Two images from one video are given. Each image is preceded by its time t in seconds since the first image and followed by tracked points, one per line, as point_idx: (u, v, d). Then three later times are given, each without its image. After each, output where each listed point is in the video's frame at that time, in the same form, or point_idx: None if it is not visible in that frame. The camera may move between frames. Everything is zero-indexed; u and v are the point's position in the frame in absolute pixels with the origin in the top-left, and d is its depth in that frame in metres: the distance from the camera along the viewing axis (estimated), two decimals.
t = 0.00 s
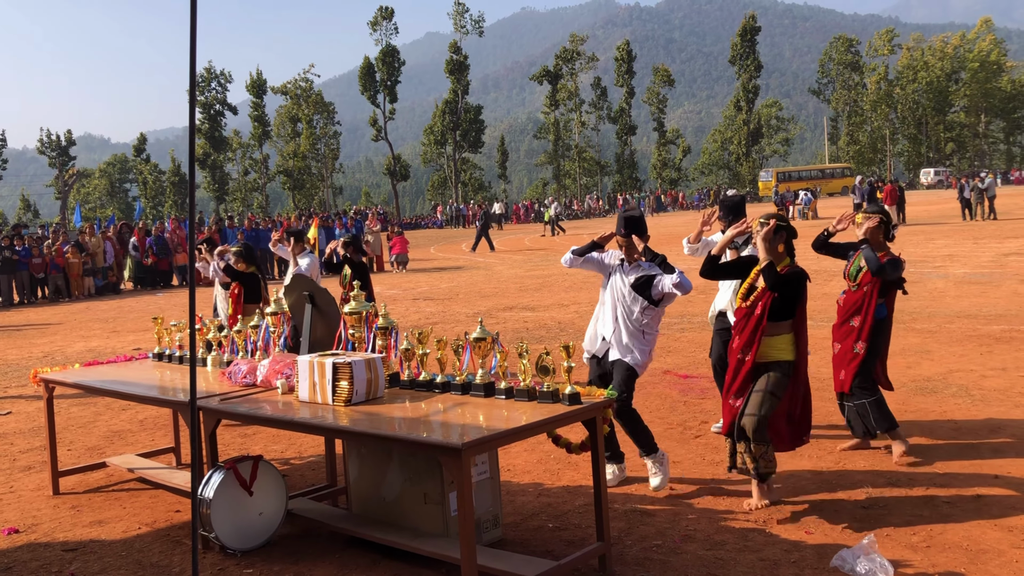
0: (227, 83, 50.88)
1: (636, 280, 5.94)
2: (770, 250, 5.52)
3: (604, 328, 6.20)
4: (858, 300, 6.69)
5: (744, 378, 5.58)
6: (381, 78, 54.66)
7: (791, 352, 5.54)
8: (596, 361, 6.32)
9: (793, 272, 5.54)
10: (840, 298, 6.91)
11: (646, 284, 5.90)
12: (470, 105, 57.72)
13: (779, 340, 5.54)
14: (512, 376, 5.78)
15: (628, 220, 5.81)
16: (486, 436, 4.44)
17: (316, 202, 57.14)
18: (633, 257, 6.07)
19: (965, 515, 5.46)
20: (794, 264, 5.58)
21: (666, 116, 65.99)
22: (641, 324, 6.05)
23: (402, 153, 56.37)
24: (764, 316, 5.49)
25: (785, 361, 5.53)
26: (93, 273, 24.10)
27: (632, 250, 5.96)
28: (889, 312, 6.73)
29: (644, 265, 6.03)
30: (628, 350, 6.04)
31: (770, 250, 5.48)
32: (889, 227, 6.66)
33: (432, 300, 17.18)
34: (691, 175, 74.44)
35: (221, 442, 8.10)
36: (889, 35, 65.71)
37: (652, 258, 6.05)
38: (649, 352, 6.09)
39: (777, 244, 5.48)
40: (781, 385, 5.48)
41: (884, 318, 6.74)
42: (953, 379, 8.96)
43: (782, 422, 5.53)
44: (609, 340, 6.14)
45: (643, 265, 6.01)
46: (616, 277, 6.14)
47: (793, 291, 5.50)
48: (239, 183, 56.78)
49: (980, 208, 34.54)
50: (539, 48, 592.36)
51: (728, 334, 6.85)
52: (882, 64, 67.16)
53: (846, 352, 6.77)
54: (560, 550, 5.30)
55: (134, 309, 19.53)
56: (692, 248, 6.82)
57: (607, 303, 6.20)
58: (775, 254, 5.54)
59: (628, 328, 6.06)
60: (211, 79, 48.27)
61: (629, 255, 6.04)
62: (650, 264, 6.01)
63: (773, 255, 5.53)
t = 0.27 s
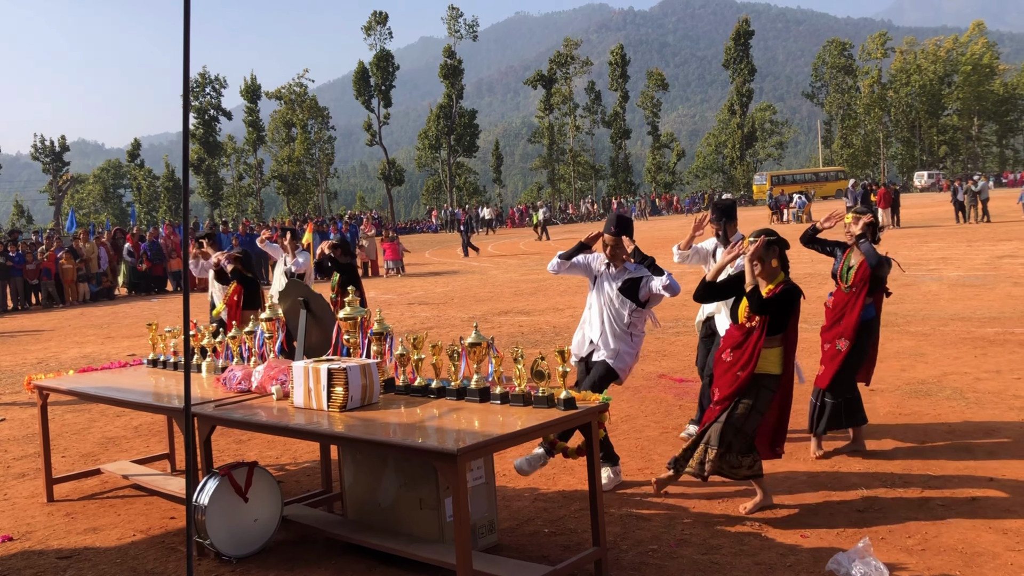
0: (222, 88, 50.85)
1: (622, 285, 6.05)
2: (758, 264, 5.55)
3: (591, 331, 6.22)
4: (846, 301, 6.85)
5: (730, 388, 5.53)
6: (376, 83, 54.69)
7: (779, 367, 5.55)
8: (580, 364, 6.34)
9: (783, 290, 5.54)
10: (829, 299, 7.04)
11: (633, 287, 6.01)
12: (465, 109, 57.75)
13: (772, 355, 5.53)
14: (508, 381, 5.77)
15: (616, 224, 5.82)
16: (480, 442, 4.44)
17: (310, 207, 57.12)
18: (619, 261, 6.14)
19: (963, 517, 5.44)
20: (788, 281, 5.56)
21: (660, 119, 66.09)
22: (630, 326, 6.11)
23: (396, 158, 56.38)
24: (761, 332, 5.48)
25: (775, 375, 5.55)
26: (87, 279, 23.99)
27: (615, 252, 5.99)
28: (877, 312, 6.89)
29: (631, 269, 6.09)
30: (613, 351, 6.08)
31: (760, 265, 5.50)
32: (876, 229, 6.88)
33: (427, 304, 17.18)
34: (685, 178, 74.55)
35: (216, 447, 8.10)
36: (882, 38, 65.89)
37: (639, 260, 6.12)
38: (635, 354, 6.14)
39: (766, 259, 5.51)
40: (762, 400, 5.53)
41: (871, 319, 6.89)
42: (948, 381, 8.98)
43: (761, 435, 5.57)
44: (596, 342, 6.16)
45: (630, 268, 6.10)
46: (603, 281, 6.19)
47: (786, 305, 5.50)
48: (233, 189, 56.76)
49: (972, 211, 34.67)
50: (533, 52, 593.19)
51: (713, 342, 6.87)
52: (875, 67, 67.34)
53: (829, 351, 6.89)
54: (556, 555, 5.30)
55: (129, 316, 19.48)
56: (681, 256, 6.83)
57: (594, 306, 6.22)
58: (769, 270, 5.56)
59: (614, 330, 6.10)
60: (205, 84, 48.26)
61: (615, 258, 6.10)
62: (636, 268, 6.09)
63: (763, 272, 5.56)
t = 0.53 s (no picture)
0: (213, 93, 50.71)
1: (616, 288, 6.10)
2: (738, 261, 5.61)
3: (586, 339, 6.19)
4: (830, 301, 6.87)
5: (714, 380, 5.57)
6: (368, 87, 54.64)
7: (765, 358, 5.60)
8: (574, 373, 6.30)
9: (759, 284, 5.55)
10: (812, 301, 7.08)
11: (627, 290, 6.08)
12: (457, 114, 57.73)
13: (754, 345, 5.57)
14: (500, 386, 5.76)
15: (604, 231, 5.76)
16: (474, 447, 4.43)
17: (302, 212, 57.05)
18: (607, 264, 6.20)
19: (954, 519, 5.45)
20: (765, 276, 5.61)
21: (652, 123, 66.20)
22: (622, 329, 6.11)
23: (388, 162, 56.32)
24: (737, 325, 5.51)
25: (760, 366, 5.58)
26: (78, 285, 23.94)
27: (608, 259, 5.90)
28: (860, 313, 6.93)
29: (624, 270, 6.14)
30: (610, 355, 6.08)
31: (739, 258, 5.57)
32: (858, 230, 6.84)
33: (420, 309, 17.15)
34: (677, 182, 74.65)
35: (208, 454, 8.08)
36: (873, 41, 66.14)
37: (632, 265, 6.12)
38: (633, 359, 6.15)
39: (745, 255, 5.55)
40: (745, 393, 5.52)
41: (856, 321, 6.94)
42: (939, 383, 9.00)
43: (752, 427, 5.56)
44: (592, 349, 6.13)
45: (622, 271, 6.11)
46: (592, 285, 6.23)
47: (766, 300, 5.55)
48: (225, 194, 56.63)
49: (962, 214, 34.82)
50: (526, 55, 593.81)
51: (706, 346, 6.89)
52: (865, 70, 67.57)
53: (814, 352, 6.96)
54: (550, 559, 5.29)
55: (119, 322, 19.39)
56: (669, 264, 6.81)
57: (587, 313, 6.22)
58: (746, 264, 5.60)
59: (610, 333, 6.10)
60: (196, 89, 48.15)
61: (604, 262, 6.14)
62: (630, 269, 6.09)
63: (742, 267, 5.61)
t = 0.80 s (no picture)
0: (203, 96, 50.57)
1: (611, 290, 6.06)
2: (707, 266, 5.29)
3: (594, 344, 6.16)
4: (800, 307, 6.70)
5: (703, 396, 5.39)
6: (358, 90, 54.58)
7: (740, 361, 5.40)
8: (589, 378, 6.24)
9: (732, 296, 5.29)
10: (782, 310, 6.89)
11: (624, 291, 6.03)
12: (447, 116, 57.71)
13: (730, 350, 5.38)
14: (491, 390, 5.73)
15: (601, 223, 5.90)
16: (464, 451, 4.41)
17: (292, 215, 56.92)
18: (599, 269, 6.18)
19: (944, 521, 5.46)
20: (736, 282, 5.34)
21: (642, 126, 66.36)
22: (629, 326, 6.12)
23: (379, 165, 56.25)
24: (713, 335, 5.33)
25: (737, 372, 5.39)
26: (68, 289, 23.89)
27: (607, 253, 6.00)
28: (834, 314, 6.75)
29: (614, 273, 6.12)
30: (627, 357, 6.07)
31: (708, 266, 5.26)
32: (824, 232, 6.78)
33: (411, 311, 17.13)
34: (668, 184, 74.85)
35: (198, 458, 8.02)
36: (861, 44, 66.48)
37: (617, 264, 6.15)
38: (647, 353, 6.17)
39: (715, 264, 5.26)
40: (734, 406, 5.36)
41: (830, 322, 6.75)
42: (928, 385, 9.03)
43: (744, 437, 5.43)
44: (605, 354, 6.10)
45: (613, 272, 6.12)
46: (588, 291, 6.23)
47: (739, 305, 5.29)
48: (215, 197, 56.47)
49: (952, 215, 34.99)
50: (516, 59, 594.61)
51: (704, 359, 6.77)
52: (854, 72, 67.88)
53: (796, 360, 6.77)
54: (541, 563, 5.28)
55: (109, 325, 19.30)
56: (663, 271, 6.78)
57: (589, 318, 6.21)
58: (715, 272, 5.31)
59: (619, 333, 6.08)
60: (186, 92, 48.00)
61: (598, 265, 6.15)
62: (622, 270, 6.11)
63: (712, 275, 5.32)
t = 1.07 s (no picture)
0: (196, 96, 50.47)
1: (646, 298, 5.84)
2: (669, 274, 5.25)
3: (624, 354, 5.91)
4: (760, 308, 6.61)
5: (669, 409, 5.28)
6: (351, 90, 54.53)
7: (708, 372, 5.35)
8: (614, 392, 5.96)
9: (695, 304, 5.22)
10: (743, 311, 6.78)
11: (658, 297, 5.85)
12: (441, 117, 57.69)
13: (700, 360, 5.34)
14: (485, 390, 5.72)
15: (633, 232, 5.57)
16: (459, 451, 4.40)
17: (285, 216, 56.85)
18: (629, 278, 5.98)
19: (938, 522, 5.48)
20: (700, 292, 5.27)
21: (636, 126, 66.43)
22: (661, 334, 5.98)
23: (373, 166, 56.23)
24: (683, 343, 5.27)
25: (705, 383, 5.34)
26: (61, 290, 23.82)
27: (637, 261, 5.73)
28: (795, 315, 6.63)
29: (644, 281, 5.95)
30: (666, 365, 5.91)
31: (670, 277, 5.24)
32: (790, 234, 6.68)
33: (405, 312, 17.13)
34: (661, 185, 74.95)
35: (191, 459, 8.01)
36: (854, 45, 66.63)
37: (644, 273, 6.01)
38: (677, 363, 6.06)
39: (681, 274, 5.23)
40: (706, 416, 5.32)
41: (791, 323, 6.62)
42: (922, 385, 9.05)
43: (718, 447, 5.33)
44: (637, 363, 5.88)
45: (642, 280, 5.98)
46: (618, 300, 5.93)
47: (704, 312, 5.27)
48: (209, 198, 56.38)
49: (944, 216, 35.10)
50: (511, 59, 594.61)
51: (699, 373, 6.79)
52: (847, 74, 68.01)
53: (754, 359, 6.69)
54: (535, 564, 5.28)
55: (101, 326, 19.25)
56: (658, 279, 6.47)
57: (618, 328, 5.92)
58: (678, 283, 5.28)
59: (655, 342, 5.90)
60: (179, 93, 47.91)
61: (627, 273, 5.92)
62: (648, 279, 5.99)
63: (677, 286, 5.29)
